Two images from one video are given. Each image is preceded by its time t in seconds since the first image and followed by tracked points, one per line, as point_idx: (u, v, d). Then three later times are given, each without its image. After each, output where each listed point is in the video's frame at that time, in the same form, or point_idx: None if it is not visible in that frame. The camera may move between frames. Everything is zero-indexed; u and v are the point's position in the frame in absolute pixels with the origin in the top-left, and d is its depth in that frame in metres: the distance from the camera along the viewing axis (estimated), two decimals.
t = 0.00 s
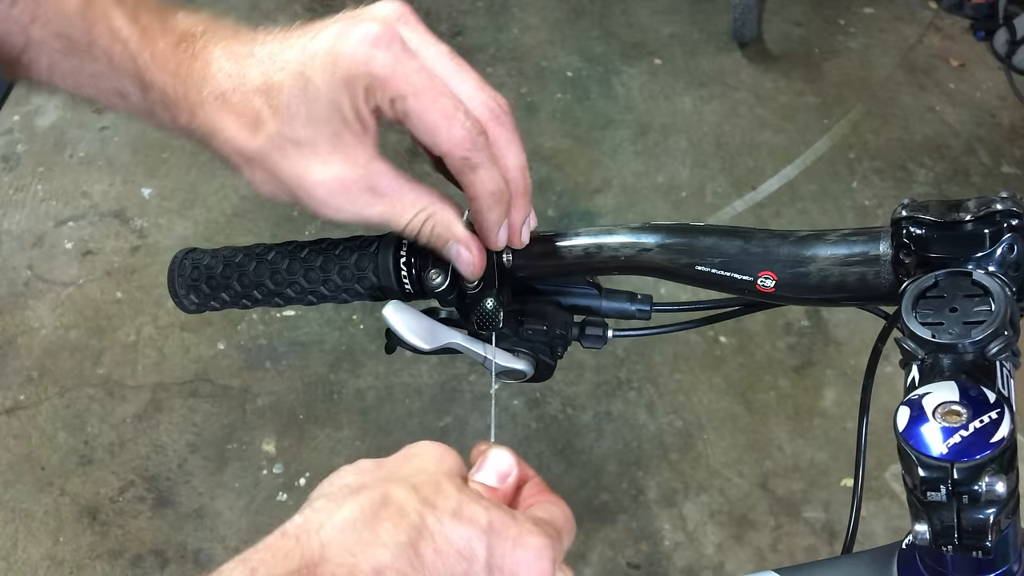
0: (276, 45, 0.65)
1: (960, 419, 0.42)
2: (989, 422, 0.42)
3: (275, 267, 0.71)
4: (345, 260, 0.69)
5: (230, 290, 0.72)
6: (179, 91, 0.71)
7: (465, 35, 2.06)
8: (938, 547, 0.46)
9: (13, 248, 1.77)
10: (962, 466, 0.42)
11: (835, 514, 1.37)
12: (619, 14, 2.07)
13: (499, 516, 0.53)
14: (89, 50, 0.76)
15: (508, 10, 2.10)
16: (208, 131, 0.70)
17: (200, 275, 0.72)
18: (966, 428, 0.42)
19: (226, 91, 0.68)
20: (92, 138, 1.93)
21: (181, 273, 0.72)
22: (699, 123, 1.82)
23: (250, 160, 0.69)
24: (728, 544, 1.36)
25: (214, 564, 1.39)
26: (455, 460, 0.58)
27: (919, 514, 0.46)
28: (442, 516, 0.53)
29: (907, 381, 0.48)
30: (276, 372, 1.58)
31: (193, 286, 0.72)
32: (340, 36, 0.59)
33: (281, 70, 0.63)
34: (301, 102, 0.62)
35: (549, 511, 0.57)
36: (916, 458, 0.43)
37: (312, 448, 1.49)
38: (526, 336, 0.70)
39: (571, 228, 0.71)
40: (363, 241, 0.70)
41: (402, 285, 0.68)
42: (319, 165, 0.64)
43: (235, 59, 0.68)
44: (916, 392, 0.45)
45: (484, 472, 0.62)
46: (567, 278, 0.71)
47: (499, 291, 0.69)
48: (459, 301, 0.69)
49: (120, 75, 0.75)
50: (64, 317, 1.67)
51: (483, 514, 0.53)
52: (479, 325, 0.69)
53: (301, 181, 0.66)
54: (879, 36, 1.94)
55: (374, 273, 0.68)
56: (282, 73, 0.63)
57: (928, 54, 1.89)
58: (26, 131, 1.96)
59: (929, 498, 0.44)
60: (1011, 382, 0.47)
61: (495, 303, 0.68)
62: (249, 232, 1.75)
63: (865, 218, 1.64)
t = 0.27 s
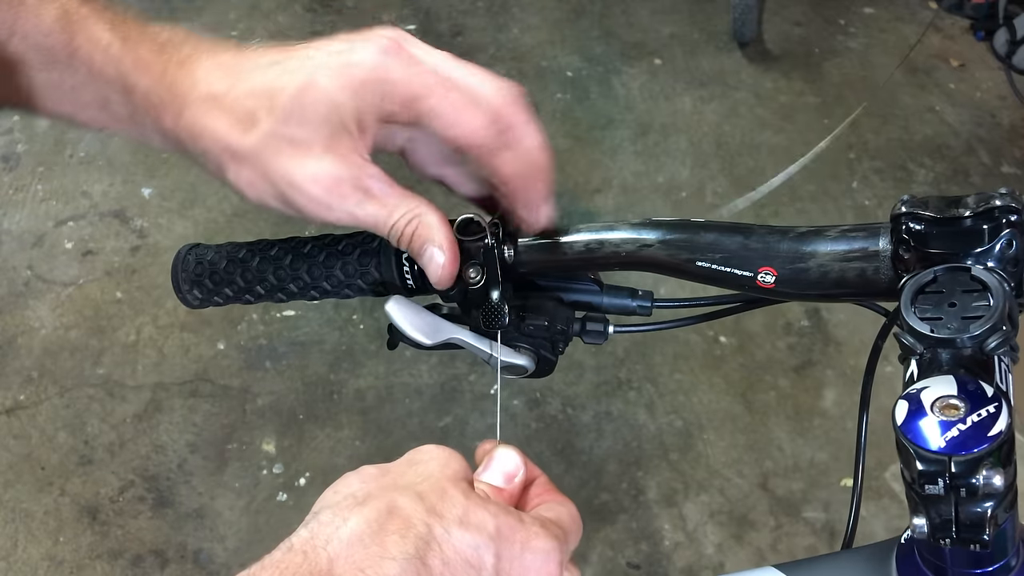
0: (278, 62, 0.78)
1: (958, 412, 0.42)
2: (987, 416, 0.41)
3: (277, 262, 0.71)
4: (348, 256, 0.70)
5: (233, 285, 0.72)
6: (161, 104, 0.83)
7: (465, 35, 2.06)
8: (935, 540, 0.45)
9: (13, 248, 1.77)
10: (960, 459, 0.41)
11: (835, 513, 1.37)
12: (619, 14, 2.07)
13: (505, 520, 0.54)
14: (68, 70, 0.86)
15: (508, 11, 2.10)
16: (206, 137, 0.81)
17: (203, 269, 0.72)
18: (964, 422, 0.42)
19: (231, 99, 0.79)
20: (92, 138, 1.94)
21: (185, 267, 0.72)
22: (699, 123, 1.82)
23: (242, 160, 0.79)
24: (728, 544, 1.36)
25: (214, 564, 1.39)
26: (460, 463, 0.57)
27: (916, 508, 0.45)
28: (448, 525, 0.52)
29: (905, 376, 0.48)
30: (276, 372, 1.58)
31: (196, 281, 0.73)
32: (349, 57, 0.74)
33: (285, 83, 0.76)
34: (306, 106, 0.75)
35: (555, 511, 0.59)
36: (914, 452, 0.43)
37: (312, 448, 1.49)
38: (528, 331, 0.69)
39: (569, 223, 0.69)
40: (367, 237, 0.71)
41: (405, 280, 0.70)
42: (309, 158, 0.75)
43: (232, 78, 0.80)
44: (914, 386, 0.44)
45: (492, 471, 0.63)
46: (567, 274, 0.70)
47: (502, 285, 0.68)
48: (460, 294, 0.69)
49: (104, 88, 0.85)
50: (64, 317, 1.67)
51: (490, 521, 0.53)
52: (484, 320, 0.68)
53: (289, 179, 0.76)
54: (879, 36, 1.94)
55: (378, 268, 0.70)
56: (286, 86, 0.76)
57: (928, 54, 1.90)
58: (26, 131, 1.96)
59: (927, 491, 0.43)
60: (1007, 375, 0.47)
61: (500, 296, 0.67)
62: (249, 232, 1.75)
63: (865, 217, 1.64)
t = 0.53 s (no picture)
0: None
1: (956, 409, 0.42)
2: (985, 412, 0.41)
3: (278, 260, 0.71)
4: (348, 252, 0.69)
5: (235, 283, 0.72)
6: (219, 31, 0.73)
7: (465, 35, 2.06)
8: (934, 536, 0.46)
9: (13, 248, 1.77)
10: (959, 455, 0.41)
11: (835, 513, 1.37)
12: (619, 14, 2.07)
13: (497, 513, 0.53)
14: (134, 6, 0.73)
15: (508, 11, 2.10)
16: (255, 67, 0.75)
17: (205, 268, 0.72)
18: (963, 418, 0.41)
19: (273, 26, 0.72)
20: (92, 138, 1.94)
21: (188, 266, 0.73)
22: (699, 123, 1.82)
23: (298, 91, 0.76)
24: (728, 544, 1.35)
25: (214, 564, 1.39)
26: (451, 459, 0.56)
27: (916, 503, 0.46)
28: (441, 520, 0.51)
29: (904, 372, 0.48)
30: (276, 372, 1.58)
31: (199, 280, 0.73)
32: (400, 7, 0.65)
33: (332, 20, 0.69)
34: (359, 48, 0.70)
35: (547, 501, 0.59)
36: (913, 448, 0.43)
37: (311, 448, 1.49)
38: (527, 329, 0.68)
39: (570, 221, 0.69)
40: (366, 234, 0.70)
41: (405, 278, 0.68)
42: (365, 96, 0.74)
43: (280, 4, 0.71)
44: (913, 383, 0.44)
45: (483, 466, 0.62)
46: (566, 271, 0.70)
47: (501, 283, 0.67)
48: (461, 292, 0.67)
49: (165, 19, 0.74)
50: (64, 317, 1.67)
51: (482, 514, 0.52)
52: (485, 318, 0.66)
53: (348, 113, 0.77)
54: (879, 36, 1.94)
55: (377, 268, 0.68)
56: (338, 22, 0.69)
57: (928, 54, 1.90)
58: (26, 131, 1.96)
59: (926, 487, 0.43)
60: (1006, 372, 0.47)
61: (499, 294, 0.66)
62: (249, 231, 1.75)
63: (865, 217, 1.64)
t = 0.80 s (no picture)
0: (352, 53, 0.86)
1: (952, 400, 0.41)
2: (981, 403, 0.41)
3: (286, 249, 0.72)
4: (355, 242, 0.70)
5: (244, 273, 0.72)
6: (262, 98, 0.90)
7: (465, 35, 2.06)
8: (930, 525, 0.46)
9: (13, 248, 1.77)
10: (954, 445, 0.41)
11: (835, 513, 1.37)
12: (619, 14, 2.07)
13: (512, 490, 0.50)
14: (170, 68, 0.90)
15: (508, 11, 2.10)
16: (290, 120, 0.88)
17: (214, 257, 0.72)
18: (958, 409, 0.41)
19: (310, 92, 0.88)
20: (92, 138, 1.94)
21: (197, 255, 0.72)
22: (699, 123, 1.82)
23: (329, 136, 0.87)
24: (728, 544, 1.35)
25: (214, 564, 1.39)
26: (464, 444, 0.54)
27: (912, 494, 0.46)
28: (452, 497, 0.49)
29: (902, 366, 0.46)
30: (276, 372, 1.58)
31: (207, 270, 0.72)
32: (426, 43, 0.80)
33: (361, 71, 0.84)
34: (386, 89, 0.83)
35: (566, 487, 0.53)
36: (909, 438, 0.42)
37: (311, 448, 1.49)
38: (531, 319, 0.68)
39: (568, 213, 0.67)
40: (374, 225, 0.71)
41: (411, 268, 0.68)
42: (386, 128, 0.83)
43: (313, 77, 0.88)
44: (910, 373, 0.43)
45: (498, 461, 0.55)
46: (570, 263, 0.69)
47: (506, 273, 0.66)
48: (466, 283, 0.66)
49: (200, 80, 0.91)
50: (64, 317, 1.67)
51: (496, 491, 0.49)
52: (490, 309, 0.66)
53: (380, 152, 0.84)
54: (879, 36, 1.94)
55: (384, 257, 0.69)
56: (365, 74, 0.84)
57: (928, 54, 1.90)
58: (26, 131, 1.96)
59: (921, 477, 0.43)
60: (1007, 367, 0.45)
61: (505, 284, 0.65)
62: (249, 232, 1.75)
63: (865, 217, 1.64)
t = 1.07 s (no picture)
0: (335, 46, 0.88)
1: (954, 403, 0.41)
2: (983, 406, 0.41)
3: (284, 252, 0.72)
4: (354, 244, 0.70)
5: (242, 275, 0.72)
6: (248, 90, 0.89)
7: (465, 36, 2.06)
8: (932, 529, 0.46)
9: (13, 248, 1.77)
10: (956, 449, 0.41)
11: (835, 513, 1.37)
12: (619, 14, 2.07)
13: (500, 525, 0.51)
14: (158, 62, 0.90)
15: (508, 11, 2.10)
16: (279, 111, 0.88)
17: (212, 260, 0.72)
18: (960, 412, 0.41)
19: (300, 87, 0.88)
20: (92, 138, 1.94)
21: (196, 258, 0.73)
22: (699, 123, 1.82)
23: (320, 127, 0.87)
24: (728, 544, 1.36)
25: (214, 564, 1.39)
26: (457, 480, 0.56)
27: (914, 498, 0.46)
28: (439, 525, 0.50)
29: (903, 368, 0.46)
30: (276, 372, 1.58)
31: (206, 272, 0.73)
32: (409, 32, 0.83)
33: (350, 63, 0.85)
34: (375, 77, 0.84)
35: (564, 529, 0.55)
36: (911, 441, 0.42)
37: (311, 448, 1.49)
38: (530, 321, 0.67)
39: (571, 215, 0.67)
40: (372, 227, 0.70)
41: (411, 271, 0.68)
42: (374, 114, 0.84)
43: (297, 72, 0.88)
44: (911, 376, 0.43)
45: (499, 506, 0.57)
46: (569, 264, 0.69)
47: (504, 275, 0.66)
48: (466, 286, 0.66)
49: (189, 74, 0.90)
50: (64, 317, 1.67)
51: (484, 522, 0.51)
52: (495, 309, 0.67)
53: (370, 140, 0.85)
54: (879, 36, 1.94)
55: (383, 260, 0.69)
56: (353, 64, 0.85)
57: (928, 54, 1.90)
58: (26, 131, 1.96)
59: (923, 480, 0.43)
60: (1007, 369, 0.45)
61: (498, 287, 0.64)
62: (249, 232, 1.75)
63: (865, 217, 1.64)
